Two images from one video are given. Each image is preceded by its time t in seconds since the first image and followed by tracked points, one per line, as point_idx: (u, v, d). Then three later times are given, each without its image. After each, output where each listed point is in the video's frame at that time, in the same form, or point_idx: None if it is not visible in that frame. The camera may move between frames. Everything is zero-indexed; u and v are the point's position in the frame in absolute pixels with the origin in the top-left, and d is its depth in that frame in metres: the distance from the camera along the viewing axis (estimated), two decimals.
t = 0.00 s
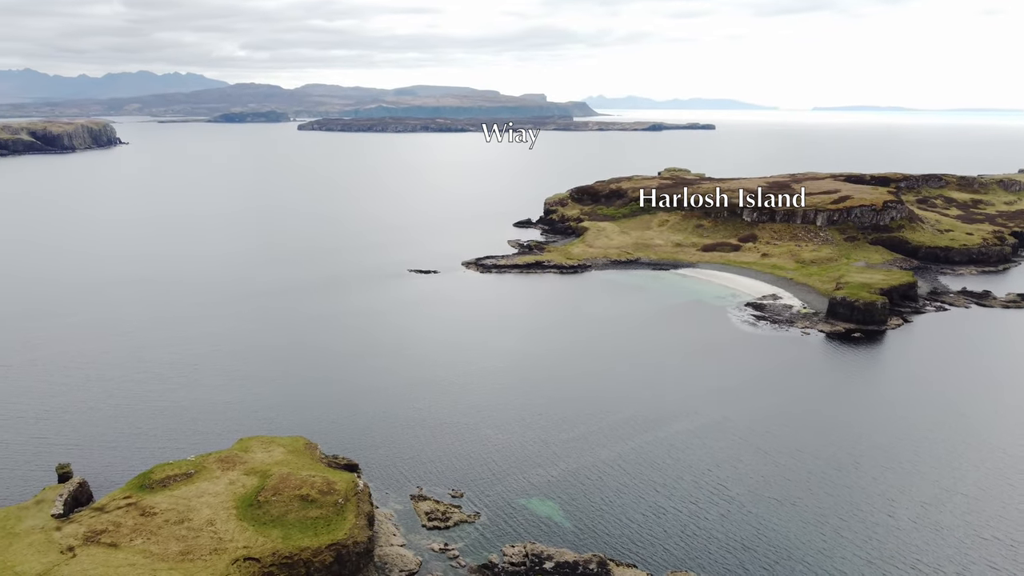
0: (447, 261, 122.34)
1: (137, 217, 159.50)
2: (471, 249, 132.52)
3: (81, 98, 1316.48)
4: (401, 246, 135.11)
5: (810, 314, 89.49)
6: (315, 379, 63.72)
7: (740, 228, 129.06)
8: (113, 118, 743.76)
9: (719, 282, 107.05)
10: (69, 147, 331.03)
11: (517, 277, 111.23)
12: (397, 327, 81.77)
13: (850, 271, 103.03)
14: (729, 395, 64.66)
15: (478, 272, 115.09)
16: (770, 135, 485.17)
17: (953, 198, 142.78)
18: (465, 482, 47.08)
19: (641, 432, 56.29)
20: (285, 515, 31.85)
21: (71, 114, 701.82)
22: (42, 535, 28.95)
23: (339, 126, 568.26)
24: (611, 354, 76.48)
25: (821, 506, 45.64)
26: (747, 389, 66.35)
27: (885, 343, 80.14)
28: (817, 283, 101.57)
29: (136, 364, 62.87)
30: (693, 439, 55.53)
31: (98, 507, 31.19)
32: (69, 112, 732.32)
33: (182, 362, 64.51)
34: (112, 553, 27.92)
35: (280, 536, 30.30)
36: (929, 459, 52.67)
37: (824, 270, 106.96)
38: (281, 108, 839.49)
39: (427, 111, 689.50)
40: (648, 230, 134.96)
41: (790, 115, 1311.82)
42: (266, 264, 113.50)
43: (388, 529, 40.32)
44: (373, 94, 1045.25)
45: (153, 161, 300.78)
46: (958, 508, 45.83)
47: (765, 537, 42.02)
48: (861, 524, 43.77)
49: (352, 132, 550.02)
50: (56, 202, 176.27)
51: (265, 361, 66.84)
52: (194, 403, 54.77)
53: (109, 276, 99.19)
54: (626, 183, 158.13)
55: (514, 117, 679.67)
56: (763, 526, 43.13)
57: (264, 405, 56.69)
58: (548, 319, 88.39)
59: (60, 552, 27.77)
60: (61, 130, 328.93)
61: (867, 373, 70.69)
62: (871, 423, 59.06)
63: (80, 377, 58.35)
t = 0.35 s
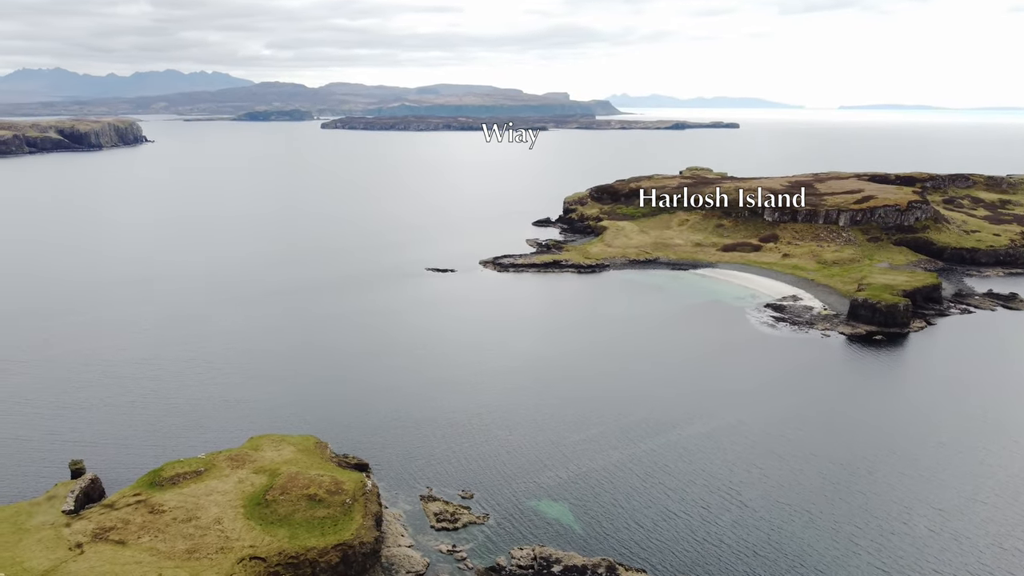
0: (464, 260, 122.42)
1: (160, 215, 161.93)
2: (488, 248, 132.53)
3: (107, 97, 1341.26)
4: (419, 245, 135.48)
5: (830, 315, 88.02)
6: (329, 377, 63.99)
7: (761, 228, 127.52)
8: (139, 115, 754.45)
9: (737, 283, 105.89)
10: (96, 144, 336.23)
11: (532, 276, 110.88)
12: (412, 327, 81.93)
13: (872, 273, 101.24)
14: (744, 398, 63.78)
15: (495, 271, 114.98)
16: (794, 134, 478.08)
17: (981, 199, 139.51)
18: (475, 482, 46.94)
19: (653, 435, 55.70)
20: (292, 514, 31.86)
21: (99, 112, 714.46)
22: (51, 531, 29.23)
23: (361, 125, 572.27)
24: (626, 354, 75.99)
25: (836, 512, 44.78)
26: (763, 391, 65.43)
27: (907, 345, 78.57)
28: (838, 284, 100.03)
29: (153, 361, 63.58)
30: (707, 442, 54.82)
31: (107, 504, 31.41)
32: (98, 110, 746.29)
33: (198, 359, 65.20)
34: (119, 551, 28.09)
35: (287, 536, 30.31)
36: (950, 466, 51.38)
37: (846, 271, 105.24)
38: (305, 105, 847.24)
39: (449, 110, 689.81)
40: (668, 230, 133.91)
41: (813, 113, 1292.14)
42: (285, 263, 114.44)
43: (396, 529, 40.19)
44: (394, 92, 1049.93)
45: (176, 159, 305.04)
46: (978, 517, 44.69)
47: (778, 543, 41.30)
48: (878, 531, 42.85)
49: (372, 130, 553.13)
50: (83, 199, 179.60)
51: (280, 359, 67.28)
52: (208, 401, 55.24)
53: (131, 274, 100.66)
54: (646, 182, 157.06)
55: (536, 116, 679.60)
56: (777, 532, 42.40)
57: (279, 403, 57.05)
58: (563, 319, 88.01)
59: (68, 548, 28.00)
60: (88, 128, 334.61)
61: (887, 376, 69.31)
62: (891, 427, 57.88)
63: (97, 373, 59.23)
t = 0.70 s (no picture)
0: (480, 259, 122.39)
1: (182, 213, 164.18)
2: (504, 247, 132.31)
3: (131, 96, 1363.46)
4: (436, 244, 135.82)
5: (850, 317, 86.58)
6: (342, 376, 64.09)
7: (781, 228, 125.91)
8: (164, 114, 767.40)
9: (756, 284, 104.65)
10: (121, 143, 341.93)
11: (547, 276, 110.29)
12: (427, 326, 82.06)
13: (893, 274, 99.47)
14: (758, 401, 62.92)
15: (511, 270, 114.81)
16: (817, 133, 471.93)
17: (1010, 199, 136.27)
18: (484, 483, 46.77)
19: (665, 437, 55.19)
20: (299, 514, 31.87)
21: (124, 111, 725.97)
22: (61, 527, 29.46)
23: (382, 123, 576.26)
24: (641, 355, 75.36)
25: (850, 518, 43.97)
26: (778, 394, 64.49)
27: (929, 348, 77.04)
28: (859, 286, 98.44)
29: (169, 358, 64.29)
30: (719, 445, 54.20)
31: (117, 501, 31.68)
32: (123, 109, 758.64)
33: (215, 356, 65.85)
34: (126, 548, 28.25)
35: (293, 536, 30.32)
36: (969, 472, 50.22)
37: (867, 272, 103.52)
38: (325, 104, 853.25)
39: (471, 107, 696.31)
40: (687, 229, 132.74)
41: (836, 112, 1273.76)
42: (303, 261, 115.33)
43: (404, 530, 40.02)
44: (413, 91, 1053.75)
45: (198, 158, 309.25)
46: (998, 525, 43.52)
47: (790, 549, 40.60)
48: (893, 539, 41.96)
49: (391, 129, 556.12)
50: (107, 197, 182.71)
51: (294, 358, 67.69)
52: (222, 399, 55.67)
53: (151, 271, 102.03)
54: (665, 181, 155.85)
55: (555, 115, 678.02)
56: (789, 538, 41.66)
57: (293, 401, 57.40)
58: (578, 319, 87.54)
59: (76, 545, 28.19)
60: (113, 127, 340.24)
61: (905, 379, 68.00)
62: (908, 431, 56.74)
63: (117, 369, 60.07)
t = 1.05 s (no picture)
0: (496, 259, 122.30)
1: (205, 211, 166.37)
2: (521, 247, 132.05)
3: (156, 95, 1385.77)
4: (454, 243, 136.08)
5: (871, 319, 85.07)
6: (357, 375, 64.30)
7: (803, 228, 124.17)
8: (188, 113, 777.06)
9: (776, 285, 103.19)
10: (146, 141, 347.43)
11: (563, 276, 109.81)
12: (443, 326, 82.05)
13: (916, 276, 97.51)
14: (773, 404, 62.04)
15: (529, 269, 114.62)
16: (842, 132, 464.91)
17: None
18: (494, 484, 46.60)
19: (678, 440, 54.62)
20: (306, 513, 31.87)
21: (150, 109, 737.44)
22: (70, 523, 29.72)
23: (404, 121, 579.75)
24: (656, 357, 74.66)
25: (866, 525, 43.09)
26: (795, 398, 63.47)
27: (953, 351, 75.39)
28: (881, 287, 96.77)
29: (186, 355, 65.00)
30: (733, 448, 53.48)
31: (126, 499, 31.94)
32: (150, 107, 770.87)
33: (233, 354, 66.53)
34: (134, 545, 28.44)
35: (300, 535, 30.29)
36: (990, 480, 48.99)
37: (890, 274, 101.69)
38: (347, 103, 858.72)
39: (494, 106, 698.94)
40: (706, 229, 131.48)
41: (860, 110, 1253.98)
42: (322, 260, 116.18)
43: (412, 531, 39.92)
44: (433, 90, 1057.34)
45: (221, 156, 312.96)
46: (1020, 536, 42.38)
47: (802, 556, 39.90)
48: (909, 547, 41.05)
49: (412, 127, 558.54)
50: (133, 195, 185.71)
51: (309, 356, 68.09)
52: (236, 397, 56.13)
53: (173, 268, 103.45)
54: (686, 181, 154.49)
55: (576, 113, 676.70)
56: (802, 545, 40.90)
57: (309, 399, 57.77)
58: (594, 319, 86.99)
59: (85, 541, 28.41)
60: (139, 125, 345.78)
61: (926, 383, 66.58)
62: (928, 437, 55.53)
63: (137, 366, 60.91)
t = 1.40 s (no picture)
0: (513, 258, 122.12)
1: (227, 209, 168.42)
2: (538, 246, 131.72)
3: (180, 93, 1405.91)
4: (471, 242, 136.21)
5: (892, 322, 83.46)
6: (371, 374, 64.50)
7: (825, 229, 122.33)
8: (214, 110, 788.23)
9: (796, 286, 101.78)
10: (171, 139, 352.86)
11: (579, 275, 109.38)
12: (459, 325, 82.01)
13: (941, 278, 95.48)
14: (789, 408, 61.07)
15: (546, 269, 114.30)
16: (868, 131, 457.30)
17: None
18: (504, 486, 46.31)
19: (690, 443, 53.96)
20: (313, 513, 31.91)
21: (175, 107, 749.56)
22: (79, 520, 30.00)
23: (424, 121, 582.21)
24: (672, 358, 73.90)
25: (882, 534, 42.16)
26: (812, 402, 62.38)
27: (978, 356, 73.67)
28: (904, 289, 94.97)
29: (203, 352, 65.67)
30: (747, 452, 52.69)
31: (136, 496, 32.23)
32: (177, 105, 784.97)
33: (251, 352, 67.15)
34: (142, 543, 28.65)
35: (306, 535, 30.33)
36: (1013, 489, 47.66)
37: (913, 275, 99.77)
38: (368, 101, 864.12)
39: (516, 104, 699.29)
40: (726, 229, 130.10)
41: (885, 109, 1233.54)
42: (341, 258, 116.94)
43: (420, 531, 39.82)
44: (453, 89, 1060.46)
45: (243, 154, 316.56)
46: None
47: (815, 564, 39.14)
48: (927, 557, 40.06)
49: (432, 126, 560.30)
50: (156, 193, 188.56)
51: (324, 355, 68.41)
52: (251, 395, 56.56)
53: (195, 266, 104.82)
54: (707, 180, 152.96)
55: (597, 112, 674.01)
56: (815, 553, 40.10)
57: (325, 398, 58.11)
58: (610, 320, 86.44)
59: (93, 538, 28.66)
60: (164, 124, 351.17)
61: (948, 388, 65.09)
62: (949, 444, 54.19)
63: (157, 363, 61.72)
